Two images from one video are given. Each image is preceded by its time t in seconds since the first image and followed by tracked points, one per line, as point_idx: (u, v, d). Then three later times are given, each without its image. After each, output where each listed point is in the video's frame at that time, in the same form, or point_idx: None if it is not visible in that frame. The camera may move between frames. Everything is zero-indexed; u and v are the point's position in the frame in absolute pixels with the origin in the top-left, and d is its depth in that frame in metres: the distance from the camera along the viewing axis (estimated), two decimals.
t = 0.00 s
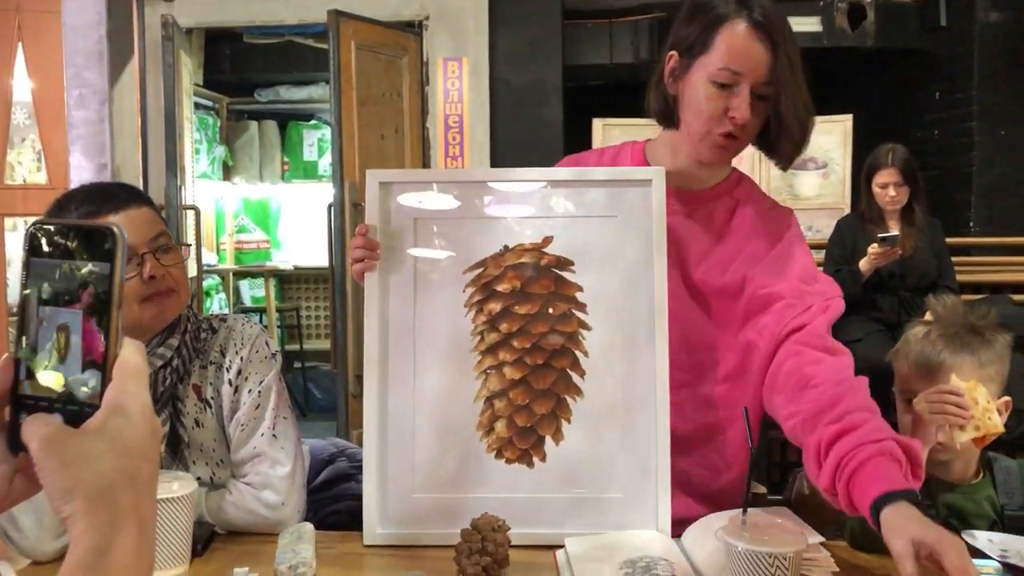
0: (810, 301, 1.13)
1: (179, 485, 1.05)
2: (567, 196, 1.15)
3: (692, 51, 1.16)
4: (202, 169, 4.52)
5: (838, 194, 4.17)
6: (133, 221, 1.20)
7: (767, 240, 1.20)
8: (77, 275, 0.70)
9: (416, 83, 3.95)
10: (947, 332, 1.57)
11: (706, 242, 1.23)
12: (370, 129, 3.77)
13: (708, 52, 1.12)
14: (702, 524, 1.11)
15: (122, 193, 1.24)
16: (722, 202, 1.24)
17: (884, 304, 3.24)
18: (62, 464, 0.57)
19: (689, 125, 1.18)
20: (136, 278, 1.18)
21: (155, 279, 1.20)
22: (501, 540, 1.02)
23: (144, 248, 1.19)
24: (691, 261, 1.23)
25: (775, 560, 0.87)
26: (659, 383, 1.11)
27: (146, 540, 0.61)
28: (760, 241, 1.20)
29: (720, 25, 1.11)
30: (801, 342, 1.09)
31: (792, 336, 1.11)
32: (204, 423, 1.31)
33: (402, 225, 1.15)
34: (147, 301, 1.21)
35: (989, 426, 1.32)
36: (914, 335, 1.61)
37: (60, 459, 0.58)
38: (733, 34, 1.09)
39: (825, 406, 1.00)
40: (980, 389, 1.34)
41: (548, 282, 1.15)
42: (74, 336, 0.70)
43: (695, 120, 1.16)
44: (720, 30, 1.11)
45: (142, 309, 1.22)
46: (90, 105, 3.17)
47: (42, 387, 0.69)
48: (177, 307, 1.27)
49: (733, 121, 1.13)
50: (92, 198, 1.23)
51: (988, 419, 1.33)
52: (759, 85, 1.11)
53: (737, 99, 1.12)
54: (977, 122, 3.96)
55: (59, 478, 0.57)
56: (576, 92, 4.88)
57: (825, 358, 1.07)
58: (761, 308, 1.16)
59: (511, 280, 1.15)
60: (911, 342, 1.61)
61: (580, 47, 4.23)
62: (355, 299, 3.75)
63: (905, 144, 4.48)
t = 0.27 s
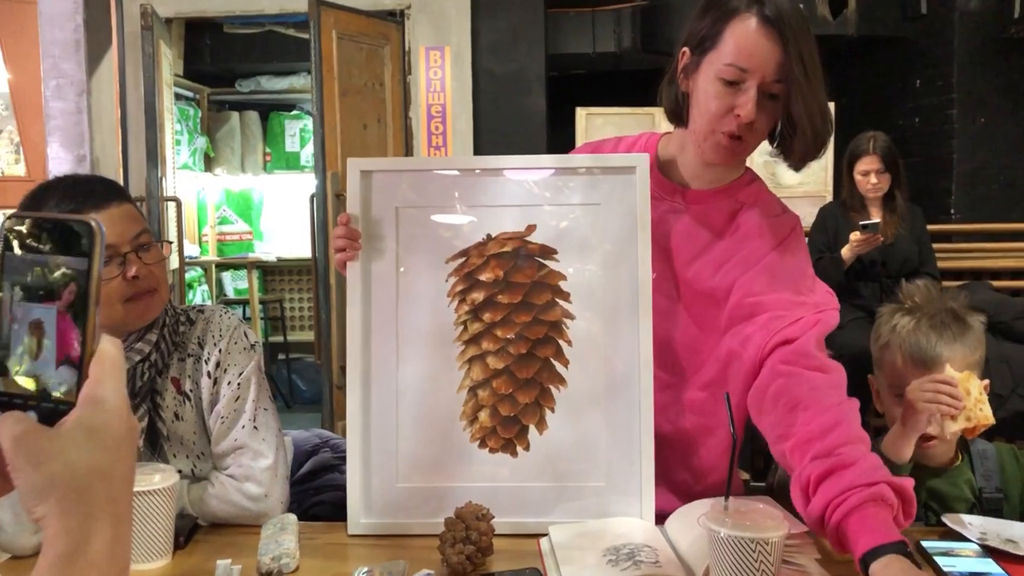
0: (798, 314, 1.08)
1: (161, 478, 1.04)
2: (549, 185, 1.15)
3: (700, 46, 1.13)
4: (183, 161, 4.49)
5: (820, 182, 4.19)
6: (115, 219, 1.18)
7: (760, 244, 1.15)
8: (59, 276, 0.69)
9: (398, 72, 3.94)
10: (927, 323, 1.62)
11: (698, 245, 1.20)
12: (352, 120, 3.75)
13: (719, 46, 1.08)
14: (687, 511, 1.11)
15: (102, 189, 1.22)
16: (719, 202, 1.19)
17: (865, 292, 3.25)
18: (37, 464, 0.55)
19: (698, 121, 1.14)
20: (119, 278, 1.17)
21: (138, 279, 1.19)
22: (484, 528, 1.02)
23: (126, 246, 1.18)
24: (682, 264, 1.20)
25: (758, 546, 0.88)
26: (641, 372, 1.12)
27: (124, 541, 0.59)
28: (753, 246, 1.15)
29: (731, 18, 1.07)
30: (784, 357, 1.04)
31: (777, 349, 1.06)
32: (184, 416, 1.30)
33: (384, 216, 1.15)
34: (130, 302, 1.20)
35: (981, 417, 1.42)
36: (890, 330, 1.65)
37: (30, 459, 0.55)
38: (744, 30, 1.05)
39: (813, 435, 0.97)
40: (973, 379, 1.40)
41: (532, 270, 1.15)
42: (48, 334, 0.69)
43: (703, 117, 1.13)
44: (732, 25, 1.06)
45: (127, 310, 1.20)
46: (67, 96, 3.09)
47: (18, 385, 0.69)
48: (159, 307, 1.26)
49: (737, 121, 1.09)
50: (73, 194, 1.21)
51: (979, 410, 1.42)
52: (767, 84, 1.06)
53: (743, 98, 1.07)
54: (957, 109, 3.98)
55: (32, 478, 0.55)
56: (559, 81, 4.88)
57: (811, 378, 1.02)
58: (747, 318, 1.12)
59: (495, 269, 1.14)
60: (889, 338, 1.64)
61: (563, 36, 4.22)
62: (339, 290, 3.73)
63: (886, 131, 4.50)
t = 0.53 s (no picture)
0: (797, 304, 1.09)
1: (144, 472, 1.03)
2: (534, 175, 1.15)
3: (686, 36, 1.12)
4: (167, 153, 4.46)
5: (805, 171, 4.19)
6: (98, 212, 1.17)
7: (755, 237, 1.16)
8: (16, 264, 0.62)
9: (383, 62, 3.93)
10: (923, 312, 1.63)
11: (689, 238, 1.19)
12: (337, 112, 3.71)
13: (702, 36, 1.08)
14: (674, 500, 1.11)
15: (83, 182, 1.20)
16: (711, 196, 1.19)
17: (850, 280, 3.26)
18: None
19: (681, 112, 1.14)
20: (102, 272, 1.16)
21: (120, 274, 1.18)
22: (470, 520, 1.02)
23: (108, 240, 1.17)
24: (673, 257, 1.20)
25: (744, 535, 0.88)
26: (626, 362, 1.12)
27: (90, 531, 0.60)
28: (747, 239, 1.16)
29: (712, 10, 1.07)
30: (786, 346, 1.05)
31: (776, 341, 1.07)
32: (168, 410, 1.30)
33: (368, 207, 1.14)
34: (113, 297, 1.19)
35: (950, 406, 1.39)
36: (886, 318, 1.66)
37: None
38: (724, 20, 1.05)
39: (811, 419, 0.98)
40: (948, 369, 1.37)
41: (518, 261, 1.14)
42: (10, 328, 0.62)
43: (686, 107, 1.13)
44: (715, 15, 1.06)
45: (109, 306, 1.19)
46: (48, 87, 3.07)
47: None
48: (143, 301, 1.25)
49: (718, 112, 1.09)
50: (53, 186, 1.19)
51: (949, 399, 1.39)
52: (749, 75, 1.05)
53: (723, 89, 1.07)
54: (941, 98, 4.00)
55: None
56: (543, 72, 4.87)
57: (812, 370, 1.03)
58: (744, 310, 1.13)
59: (480, 260, 1.14)
60: (886, 325, 1.65)
61: (547, 26, 4.21)
62: (325, 282, 3.72)
63: (870, 120, 4.52)
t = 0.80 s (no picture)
0: (781, 290, 1.08)
1: (135, 466, 1.03)
2: (524, 167, 1.15)
3: (663, 24, 1.12)
4: (156, 147, 4.44)
5: (796, 162, 4.20)
6: (86, 206, 1.16)
7: (742, 222, 1.15)
8: None
9: (373, 55, 3.87)
10: (924, 296, 1.51)
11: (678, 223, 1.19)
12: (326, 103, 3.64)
13: (676, 26, 1.07)
14: (665, 491, 1.12)
15: (70, 175, 1.19)
16: (699, 177, 1.19)
17: (840, 272, 3.27)
18: None
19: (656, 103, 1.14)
20: (94, 264, 1.16)
21: (111, 265, 1.18)
22: (462, 512, 1.02)
23: (98, 233, 1.17)
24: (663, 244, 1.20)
25: (734, 525, 0.89)
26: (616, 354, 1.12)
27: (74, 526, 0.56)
28: (736, 222, 1.15)
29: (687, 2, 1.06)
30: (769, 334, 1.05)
31: (758, 327, 1.08)
32: (158, 404, 1.30)
33: (359, 200, 1.14)
34: (106, 289, 1.19)
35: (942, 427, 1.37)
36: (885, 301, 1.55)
37: None
38: (695, 12, 1.04)
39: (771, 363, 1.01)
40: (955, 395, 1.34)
41: (508, 254, 1.14)
42: None
43: (661, 96, 1.14)
44: (691, 5, 1.06)
45: (102, 299, 1.19)
46: (36, 81, 3.06)
47: None
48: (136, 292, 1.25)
49: (692, 102, 1.09)
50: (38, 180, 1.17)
51: (944, 421, 1.37)
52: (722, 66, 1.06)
53: (696, 78, 1.07)
54: (930, 90, 4.01)
55: None
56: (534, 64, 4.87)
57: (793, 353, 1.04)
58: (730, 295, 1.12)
59: (470, 252, 1.14)
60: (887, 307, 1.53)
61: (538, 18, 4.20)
62: (316, 276, 3.71)
63: (861, 112, 4.53)
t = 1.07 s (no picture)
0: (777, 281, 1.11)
1: (132, 460, 1.03)
2: (520, 161, 1.15)
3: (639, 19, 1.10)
4: (152, 142, 4.43)
5: (792, 157, 4.20)
6: (80, 201, 1.16)
7: (741, 211, 1.14)
8: None
9: (369, 50, 3.90)
10: (923, 290, 1.48)
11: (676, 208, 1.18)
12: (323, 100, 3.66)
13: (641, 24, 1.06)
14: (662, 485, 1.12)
15: (66, 170, 1.19)
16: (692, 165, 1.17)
17: (836, 266, 3.28)
18: None
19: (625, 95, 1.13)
20: (91, 257, 1.17)
21: (108, 258, 1.19)
22: (458, 505, 1.03)
23: (92, 227, 1.17)
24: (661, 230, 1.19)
25: (730, 517, 0.89)
26: (612, 348, 1.12)
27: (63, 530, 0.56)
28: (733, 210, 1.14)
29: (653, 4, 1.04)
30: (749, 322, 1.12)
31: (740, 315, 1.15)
32: (154, 398, 1.29)
33: (355, 194, 1.14)
34: (104, 282, 1.20)
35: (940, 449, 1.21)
36: (888, 296, 1.52)
37: None
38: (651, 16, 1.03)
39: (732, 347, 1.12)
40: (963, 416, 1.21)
41: (505, 248, 1.14)
42: None
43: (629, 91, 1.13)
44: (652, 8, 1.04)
45: (98, 293, 1.20)
46: (31, 76, 3.09)
47: None
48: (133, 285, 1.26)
49: (643, 101, 1.08)
50: (24, 179, 1.17)
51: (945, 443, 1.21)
52: (668, 73, 1.03)
53: (649, 79, 1.06)
54: (926, 84, 4.01)
55: None
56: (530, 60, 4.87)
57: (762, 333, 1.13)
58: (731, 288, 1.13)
59: (467, 247, 1.14)
60: (887, 301, 1.50)
61: (535, 12, 4.19)
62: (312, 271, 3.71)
63: (856, 106, 4.53)
